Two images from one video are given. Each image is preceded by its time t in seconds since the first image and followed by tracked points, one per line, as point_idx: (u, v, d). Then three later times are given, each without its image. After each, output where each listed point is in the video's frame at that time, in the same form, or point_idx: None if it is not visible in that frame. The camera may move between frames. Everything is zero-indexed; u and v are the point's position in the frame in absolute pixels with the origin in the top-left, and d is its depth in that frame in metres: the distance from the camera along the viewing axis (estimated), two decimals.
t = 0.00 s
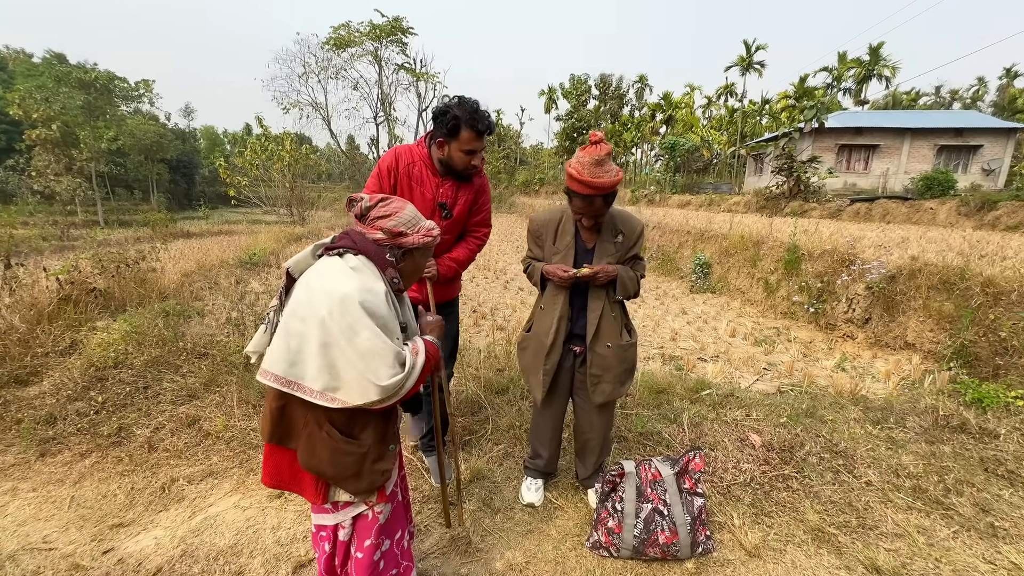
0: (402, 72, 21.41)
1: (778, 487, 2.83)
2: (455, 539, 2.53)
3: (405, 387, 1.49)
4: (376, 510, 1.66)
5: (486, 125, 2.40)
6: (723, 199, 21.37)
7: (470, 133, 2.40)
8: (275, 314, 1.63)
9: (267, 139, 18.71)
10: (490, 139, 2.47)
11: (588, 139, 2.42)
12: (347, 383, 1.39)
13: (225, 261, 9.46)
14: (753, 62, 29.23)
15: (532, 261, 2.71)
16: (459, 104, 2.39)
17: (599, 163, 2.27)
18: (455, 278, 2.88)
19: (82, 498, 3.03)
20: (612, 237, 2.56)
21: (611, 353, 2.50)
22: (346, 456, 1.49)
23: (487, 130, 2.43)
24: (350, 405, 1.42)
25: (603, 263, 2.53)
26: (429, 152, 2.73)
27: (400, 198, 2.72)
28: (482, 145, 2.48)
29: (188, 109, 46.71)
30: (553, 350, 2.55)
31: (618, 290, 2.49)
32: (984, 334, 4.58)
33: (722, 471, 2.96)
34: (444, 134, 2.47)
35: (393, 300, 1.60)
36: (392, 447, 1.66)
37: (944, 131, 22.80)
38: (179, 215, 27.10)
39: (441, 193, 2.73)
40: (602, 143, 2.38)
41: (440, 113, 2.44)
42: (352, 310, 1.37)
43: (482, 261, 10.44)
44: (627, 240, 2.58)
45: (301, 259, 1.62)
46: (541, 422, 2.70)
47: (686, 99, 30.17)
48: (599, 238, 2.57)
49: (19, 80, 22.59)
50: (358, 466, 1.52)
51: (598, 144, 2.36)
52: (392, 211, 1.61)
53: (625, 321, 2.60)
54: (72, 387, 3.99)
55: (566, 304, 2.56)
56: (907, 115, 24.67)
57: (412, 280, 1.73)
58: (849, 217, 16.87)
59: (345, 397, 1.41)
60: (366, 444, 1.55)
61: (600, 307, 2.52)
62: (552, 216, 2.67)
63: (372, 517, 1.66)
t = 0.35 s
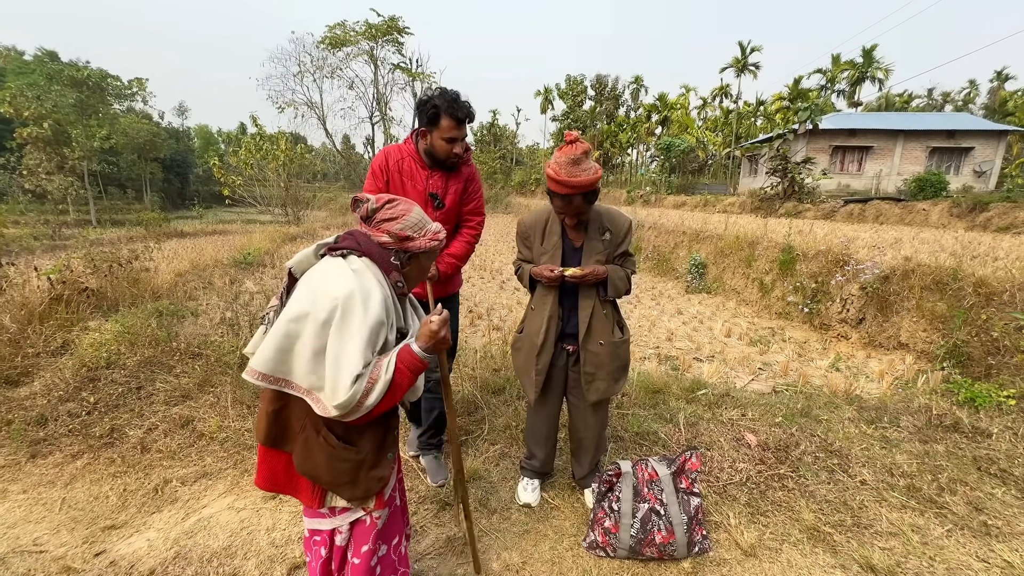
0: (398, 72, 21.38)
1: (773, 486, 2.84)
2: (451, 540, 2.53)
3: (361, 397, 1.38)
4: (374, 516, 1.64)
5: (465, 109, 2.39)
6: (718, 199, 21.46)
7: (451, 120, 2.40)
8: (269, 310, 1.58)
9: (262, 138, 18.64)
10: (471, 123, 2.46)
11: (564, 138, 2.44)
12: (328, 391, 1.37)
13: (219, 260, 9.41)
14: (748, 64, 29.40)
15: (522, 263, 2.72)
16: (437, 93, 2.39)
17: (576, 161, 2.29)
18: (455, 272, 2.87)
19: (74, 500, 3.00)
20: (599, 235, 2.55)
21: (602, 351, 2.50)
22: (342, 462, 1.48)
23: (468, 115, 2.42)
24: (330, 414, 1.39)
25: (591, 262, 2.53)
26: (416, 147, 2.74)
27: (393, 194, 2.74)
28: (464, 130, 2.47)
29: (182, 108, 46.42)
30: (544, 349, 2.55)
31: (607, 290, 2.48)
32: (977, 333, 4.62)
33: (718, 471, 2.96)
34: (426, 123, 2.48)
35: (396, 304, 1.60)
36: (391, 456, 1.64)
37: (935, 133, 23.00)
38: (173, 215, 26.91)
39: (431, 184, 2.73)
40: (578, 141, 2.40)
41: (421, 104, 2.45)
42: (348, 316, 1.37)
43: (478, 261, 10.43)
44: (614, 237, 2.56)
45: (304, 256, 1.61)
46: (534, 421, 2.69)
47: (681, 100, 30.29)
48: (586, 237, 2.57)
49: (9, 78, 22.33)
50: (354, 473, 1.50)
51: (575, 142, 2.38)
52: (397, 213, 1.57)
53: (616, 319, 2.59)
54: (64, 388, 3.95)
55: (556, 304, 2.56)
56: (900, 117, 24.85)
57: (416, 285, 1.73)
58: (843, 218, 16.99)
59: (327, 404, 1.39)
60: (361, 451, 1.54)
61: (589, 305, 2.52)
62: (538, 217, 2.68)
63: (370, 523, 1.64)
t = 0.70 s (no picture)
0: (394, 71, 21.35)
1: (768, 486, 2.85)
2: (446, 541, 2.52)
3: (363, 401, 1.37)
4: (375, 521, 1.63)
5: (451, 102, 2.38)
6: (714, 199, 21.53)
7: (437, 114, 2.38)
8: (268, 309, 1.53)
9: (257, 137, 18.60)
10: (457, 116, 2.46)
11: (562, 132, 2.48)
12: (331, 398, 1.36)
13: (213, 259, 9.35)
14: (745, 64, 29.49)
15: (520, 258, 2.76)
16: (421, 89, 2.38)
17: (568, 156, 2.31)
18: (453, 267, 2.86)
19: (65, 501, 2.98)
20: (595, 232, 2.55)
21: (591, 348, 2.49)
22: (347, 468, 1.47)
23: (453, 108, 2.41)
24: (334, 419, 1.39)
25: (584, 259, 2.53)
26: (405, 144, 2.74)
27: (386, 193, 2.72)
28: (451, 123, 2.46)
29: (177, 107, 46.23)
30: (532, 340, 2.54)
31: (599, 287, 2.48)
32: (970, 333, 4.65)
33: (713, 471, 2.96)
34: (412, 118, 2.47)
35: (400, 308, 1.58)
36: (394, 459, 1.64)
37: (929, 134, 23.14)
38: (168, 214, 26.75)
39: (423, 179, 2.73)
40: (575, 134, 2.43)
41: (406, 100, 2.43)
42: (352, 322, 1.35)
43: (475, 260, 10.45)
44: (610, 236, 2.55)
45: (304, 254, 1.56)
46: (526, 418, 2.69)
47: (678, 100, 30.36)
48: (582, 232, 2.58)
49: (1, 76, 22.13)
50: (358, 479, 1.50)
51: (571, 135, 2.41)
52: (401, 213, 1.55)
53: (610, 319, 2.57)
54: (55, 388, 3.91)
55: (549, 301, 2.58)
56: (894, 117, 24.99)
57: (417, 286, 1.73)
58: (838, 218, 17.08)
59: (330, 409, 1.38)
60: (365, 456, 1.53)
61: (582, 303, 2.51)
62: (538, 213, 2.73)
63: (371, 527, 1.63)
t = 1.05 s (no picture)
0: (392, 70, 21.33)
1: (765, 485, 2.85)
2: (444, 540, 2.51)
3: (374, 397, 1.37)
4: (384, 518, 1.64)
5: (455, 118, 2.29)
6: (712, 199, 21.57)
7: (439, 130, 2.31)
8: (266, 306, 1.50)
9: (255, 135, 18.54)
10: (461, 130, 2.38)
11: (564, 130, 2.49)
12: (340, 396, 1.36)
13: (210, 258, 9.31)
14: (742, 64, 29.56)
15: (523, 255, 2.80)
16: (426, 98, 2.27)
17: (567, 153, 2.32)
18: (456, 268, 2.93)
19: (60, 500, 2.96)
20: (594, 231, 2.55)
21: (582, 345, 2.48)
22: (357, 466, 1.47)
23: (457, 122, 2.32)
24: (343, 417, 1.39)
25: (582, 256, 2.53)
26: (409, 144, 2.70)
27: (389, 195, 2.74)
28: (454, 137, 2.39)
29: (174, 105, 46.00)
30: (522, 331, 2.60)
31: (593, 286, 2.47)
32: (966, 333, 4.67)
33: (711, 470, 2.97)
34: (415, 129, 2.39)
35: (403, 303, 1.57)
36: (403, 455, 1.64)
37: (926, 135, 23.23)
38: (164, 212, 26.63)
39: (425, 182, 2.72)
40: (576, 133, 2.43)
41: (408, 110, 2.34)
42: (359, 320, 1.35)
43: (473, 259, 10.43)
44: (610, 236, 2.55)
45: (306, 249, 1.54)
46: (521, 415, 2.69)
47: (676, 100, 30.41)
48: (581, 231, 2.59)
49: None
50: (368, 477, 1.50)
51: (571, 133, 2.42)
52: (403, 211, 1.55)
53: (606, 318, 2.55)
54: (51, 387, 3.90)
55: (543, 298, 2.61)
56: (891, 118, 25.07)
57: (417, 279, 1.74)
58: (835, 218, 17.15)
59: (339, 407, 1.38)
60: (374, 454, 1.53)
61: (576, 301, 2.52)
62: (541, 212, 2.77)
63: (379, 525, 1.63)
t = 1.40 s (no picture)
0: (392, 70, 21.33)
1: (763, 486, 2.85)
2: (442, 541, 2.51)
3: (377, 398, 1.35)
4: (378, 522, 1.62)
5: (481, 133, 2.27)
6: (711, 200, 21.60)
7: (464, 145, 2.29)
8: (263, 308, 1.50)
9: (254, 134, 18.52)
10: (486, 146, 2.36)
11: (566, 130, 2.49)
12: (340, 396, 1.35)
13: (208, 258, 9.29)
14: (741, 65, 29.61)
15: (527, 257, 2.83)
16: (455, 111, 2.25)
17: (564, 152, 2.32)
18: (466, 273, 2.93)
19: (57, 501, 2.95)
20: (594, 231, 2.55)
21: (579, 345, 2.49)
22: (350, 469, 1.46)
23: (483, 137, 2.31)
24: (342, 419, 1.38)
25: (581, 257, 2.53)
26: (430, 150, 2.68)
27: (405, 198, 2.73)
28: (478, 152, 2.37)
29: (171, 104, 45.84)
30: (520, 331, 2.61)
31: (592, 287, 2.47)
32: (963, 335, 4.69)
33: (709, 471, 2.96)
34: (439, 140, 2.36)
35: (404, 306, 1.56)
36: (397, 460, 1.63)
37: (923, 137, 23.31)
38: (162, 212, 26.55)
39: (443, 191, 2.70)
40: (575, 133, 2.44)
41: (434, 120, 2.32)
42: (359, 322, 1.34)
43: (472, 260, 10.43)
44: (610, 236, 2.54)
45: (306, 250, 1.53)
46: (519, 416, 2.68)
47: (675, 101, 30.46)
48: (581, 232, 2.60)
49: None
50: (361, 480, 1.49)
51: (572, 133, 2.42)
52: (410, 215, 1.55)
53: (605, 320, 2.54)
54: (47, 387, 3.88)
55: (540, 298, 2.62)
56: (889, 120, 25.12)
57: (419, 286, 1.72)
58: (833, 220, 17.21)
59: (337, 409, 1.37)
60: (369, 456, 1.52)
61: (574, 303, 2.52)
62: (543, 214, 2.78)
63: (373, 528, 1.62)
